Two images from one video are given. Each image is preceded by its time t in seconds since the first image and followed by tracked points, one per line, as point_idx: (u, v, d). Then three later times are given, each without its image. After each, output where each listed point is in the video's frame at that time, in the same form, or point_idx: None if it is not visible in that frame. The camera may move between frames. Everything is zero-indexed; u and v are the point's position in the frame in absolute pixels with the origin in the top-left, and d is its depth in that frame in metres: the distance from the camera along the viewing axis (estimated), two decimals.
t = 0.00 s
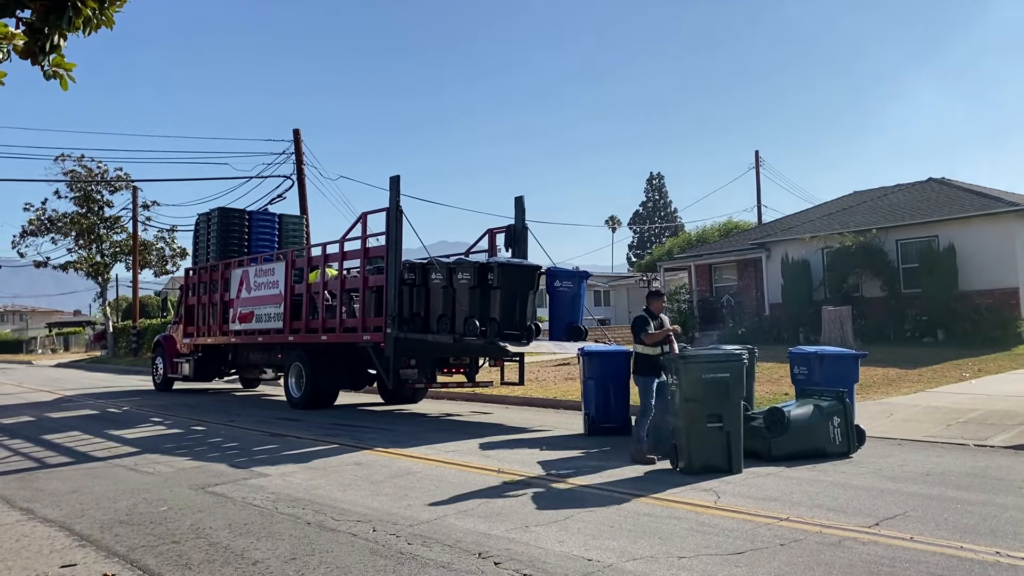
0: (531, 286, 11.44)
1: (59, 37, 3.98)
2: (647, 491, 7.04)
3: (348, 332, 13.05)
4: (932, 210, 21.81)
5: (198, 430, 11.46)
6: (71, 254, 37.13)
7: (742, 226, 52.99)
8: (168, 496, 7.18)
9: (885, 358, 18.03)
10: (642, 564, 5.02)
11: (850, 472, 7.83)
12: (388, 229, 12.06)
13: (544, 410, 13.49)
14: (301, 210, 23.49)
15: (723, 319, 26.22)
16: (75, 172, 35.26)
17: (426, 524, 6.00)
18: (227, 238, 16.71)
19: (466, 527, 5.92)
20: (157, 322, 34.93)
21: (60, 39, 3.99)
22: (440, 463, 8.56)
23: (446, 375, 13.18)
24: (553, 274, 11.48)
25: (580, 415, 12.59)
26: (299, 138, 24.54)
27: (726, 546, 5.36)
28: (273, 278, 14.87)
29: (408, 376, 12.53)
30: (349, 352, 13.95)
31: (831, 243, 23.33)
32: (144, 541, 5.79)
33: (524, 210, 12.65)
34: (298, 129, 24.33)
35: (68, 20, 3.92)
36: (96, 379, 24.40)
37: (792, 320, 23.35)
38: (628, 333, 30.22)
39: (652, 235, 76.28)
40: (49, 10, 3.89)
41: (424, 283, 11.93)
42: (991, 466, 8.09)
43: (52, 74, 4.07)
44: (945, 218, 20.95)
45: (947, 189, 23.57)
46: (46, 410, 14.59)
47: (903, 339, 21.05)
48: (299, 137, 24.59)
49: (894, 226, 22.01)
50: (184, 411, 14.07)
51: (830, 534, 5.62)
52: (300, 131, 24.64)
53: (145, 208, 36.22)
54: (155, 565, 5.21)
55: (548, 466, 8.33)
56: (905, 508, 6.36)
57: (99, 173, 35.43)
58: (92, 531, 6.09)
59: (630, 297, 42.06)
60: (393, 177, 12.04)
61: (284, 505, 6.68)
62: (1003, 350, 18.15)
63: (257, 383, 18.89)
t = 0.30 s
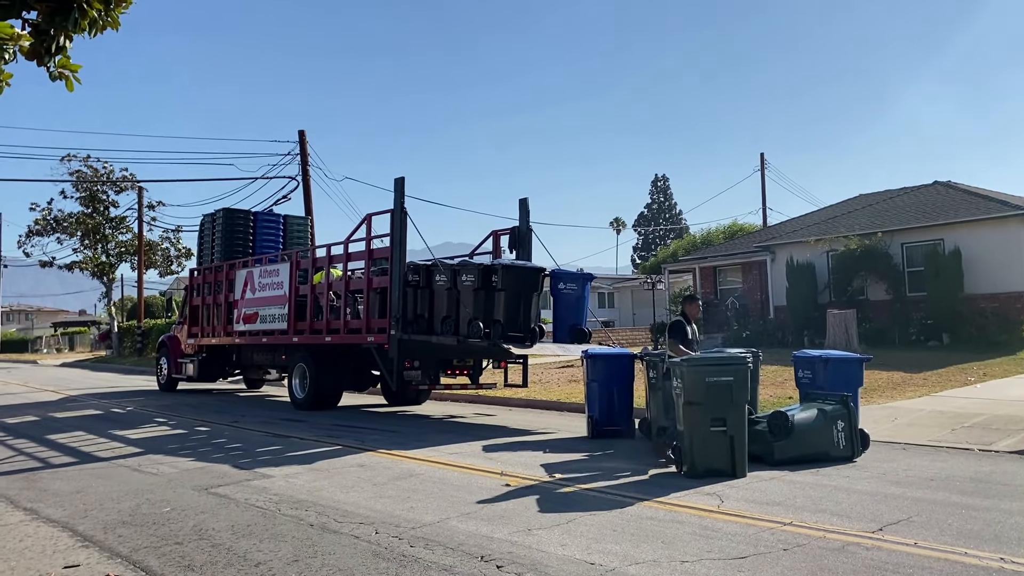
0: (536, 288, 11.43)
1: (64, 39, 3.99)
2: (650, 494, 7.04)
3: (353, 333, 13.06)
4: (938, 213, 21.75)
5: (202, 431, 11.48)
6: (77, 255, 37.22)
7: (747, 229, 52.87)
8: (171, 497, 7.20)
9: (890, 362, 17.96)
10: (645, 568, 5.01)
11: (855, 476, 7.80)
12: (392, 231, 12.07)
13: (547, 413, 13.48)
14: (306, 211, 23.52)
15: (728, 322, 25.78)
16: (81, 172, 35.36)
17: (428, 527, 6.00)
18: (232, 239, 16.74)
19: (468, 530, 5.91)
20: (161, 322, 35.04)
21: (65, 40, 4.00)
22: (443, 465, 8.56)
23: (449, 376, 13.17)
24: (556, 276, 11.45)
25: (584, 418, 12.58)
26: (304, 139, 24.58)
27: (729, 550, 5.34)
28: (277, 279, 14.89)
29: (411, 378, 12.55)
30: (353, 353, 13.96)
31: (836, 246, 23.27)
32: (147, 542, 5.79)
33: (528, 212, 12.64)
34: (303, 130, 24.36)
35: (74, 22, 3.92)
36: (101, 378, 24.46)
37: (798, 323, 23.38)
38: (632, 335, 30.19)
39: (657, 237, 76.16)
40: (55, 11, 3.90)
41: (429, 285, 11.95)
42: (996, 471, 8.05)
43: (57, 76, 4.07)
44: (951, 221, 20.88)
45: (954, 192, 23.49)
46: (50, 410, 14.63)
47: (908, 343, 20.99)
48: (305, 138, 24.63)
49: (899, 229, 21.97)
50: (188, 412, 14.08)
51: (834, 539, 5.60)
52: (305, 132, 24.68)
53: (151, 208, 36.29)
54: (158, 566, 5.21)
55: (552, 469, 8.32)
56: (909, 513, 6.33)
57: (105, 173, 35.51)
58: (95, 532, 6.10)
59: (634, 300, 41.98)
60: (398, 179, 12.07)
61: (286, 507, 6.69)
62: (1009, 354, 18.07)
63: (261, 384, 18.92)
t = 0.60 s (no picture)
0: (540, 289, 11.41)
1: (70, 37, 3.98)
2: (653, 496, 7.02)
3: (356, 332, 13.06)
4: (943, 215, 21.69)
5: (205, 430, 11.48)
6: (81, 253, 37.28)
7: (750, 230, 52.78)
8: (175, 496, 7.20)
9: (895, 365, 17.90)
10: (648, 569, 5.00)
11: (859, 479, 7.78)
12: (396, 231, 12.07)
13: (550, 413, 13.46)
14: (310, 211, 23.54)
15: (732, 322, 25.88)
16: (86, 171, 35.43)
17: (432, 527, 5.99)
18: (236, 239, 16.78)
19: (471, 531, 5.90)
20: (165, 321, 35.13)
21: (71, 39, 4.00)
22: (446, 465, 8.55)
23: (453, 376, 13.16)
24: (560, 277, 11.43)
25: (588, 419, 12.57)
26: (308, 139, 24.61)
27: (732, 552, 5.32)
28: (281, 278, 14.90)
29: (414, 378, 12.53)
30: (357, 353, 13.95)
31: (840, 249, 23.26)
32: (150, 540, 5.79)
33: (532, 213, 12.63)
34: (307, 129, 24.36)
35: (80, 21, 3.92)
36: (105, 377, 24.50)
37: (802, 325, 23.46)
38: (635, 336, 30.17)
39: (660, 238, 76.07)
40: (61, 10, 3.89)
41: (432, 285, 11.94)
42: (1001, 474, 8.02)
43: (63, 74, 4.07)
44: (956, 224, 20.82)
45: (959, 194, 23.42)
46: (54, 408, 14.65)
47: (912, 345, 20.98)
48: (309, 138, 24.66)
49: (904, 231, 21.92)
50: (191, 411, 14.09)
51: (837, 541, 5.58)
52: (309, 132, 24.72)
53: (155, 207, 36.35)
54: (161, 565, 5.21)
55: (555, 469, 8.31)
56: (913, 515, 6.30)
57: (109, 171, 35.59)
58: (98, 530, 6.10)
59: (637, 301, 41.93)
60: (402, 179, 12.07)
61: (289, 506, 6.69)
62: (1013, 357, 18.03)
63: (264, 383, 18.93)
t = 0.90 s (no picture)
0: (543, 289, 11.39)
1: (75, 35, 3.98)
2: (655, 496, 7.01)
3: (359, 332, 13.06)
4: (947, 217, 21.65)
5: (208, 428, 11.49)
6: (85, 251, 37.31)
7: (754, 231, 52.69)
8: (177, 494, 7.20)
9: (898, 366, 17.87)
10: (651, 569, 4.99)
11: (862, 480, 7.76)
12: (399, 231, 12.06)
13: (553, 413, 13.45)
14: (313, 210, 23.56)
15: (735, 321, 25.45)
16: (89, 169, 35.48)
17: (434, 526, 5.99)
18: (240, 238, 16.80)
19: (473, 530, 5.90)
20: (168, 319, 35.20)
21: (76, 36, 3.99)
22: (449, 464, 8.55)
23: (455, 376, 13.16)
24: (563, 277, 11.45)
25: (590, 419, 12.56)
26: (312, 138, 24.60)
27: (735, 553, 5.31)
28: (284, 277, 14.90)
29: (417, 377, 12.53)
30: (360, 352, 13.96)
31: (844, 249, 23.24)
32: (153, 538, 5.80)
33: (535, 213, 12.62)
34: (311, 128, 24.36)
35: (85, 19, 3.90)
36: (108, 375, 24.53)
37: (805, 326, 23.47)
38: (638, 337, 30.14)
39: (663, 238, 76.02)
40: (66, 7, 3.88)
41: (435, 285, 11.92)
42: (1005, 476, 8.00)
43: (68, 71, 4.08)
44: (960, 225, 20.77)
45: (963, 196, 23.39)
46: (58, 406, 14.67)
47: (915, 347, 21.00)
48: (313, 137, 24.65)
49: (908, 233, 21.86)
50: (194, 409, 14.10)
51: (840, 542, 5.57)
52: (313, 131, 24.72)
53: (158, 205, 36.37)
54: (164, 562, 5.21)
55: (558, 469, 8.32)
56: (916, 517, 6.29)
57: (114, 170, 35.64)
58: (101, 527, 6.10)
59: (640, 302, 41.88)
60: (405, 178, 12.06)
61: (292, 504, 6.69)
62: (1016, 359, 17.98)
63: (266, 381, 18.94)
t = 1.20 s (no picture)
0: (544, 289, 11.40)
1: (78, 32, 3.97)
2: (656, 496, 7.00)
3: (360, 330, 13.07)
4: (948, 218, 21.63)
5: (209, 426, 11.49)
6: (87, 249, 37.33)
7: (756, 232, 52.65)
8: (178, 492, 7.20)
9: (899, 367, 17.83)
10: (651, 569, 4.98)
11: (863, 481, 7.75)
12: (401, 230, 12.06)
13: (554, 412, 13.45)
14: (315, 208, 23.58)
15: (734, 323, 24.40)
16: (92, 167, 35.51)
17: (435, 525, 5.99)
18: (241, 236, 16.80)
19: (474, 529, 5.89)
20: (169, 318, 35.20)
21: (79, 34, 3.99)
22: (449, 463, 8.55)
23: (456, 375, 13.17)
24: (564, 277, 11.45)
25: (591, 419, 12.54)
26: (314, 137, 24.60)
27: (736, 553, 5.31)
28: (286, 276, 14.90)
29: (418, 376, 12.52)
30: (361, 350, 13.97)
31: (845, 250, 23.23)
32: (153, 535, 5.80)
33: (537, 212, 12.61)
34: (313, 126, 24.35)
35: (88, 16, 3.89)
36: (109, 373, 24.55)
37: (807, 327, 23.43)
38: (639, 337, 30.12)
39: (665, 238, 75.98)
40: (68, 5, 3.86)
41: (437, 284, 11.91)
42: (1005, 478, 8.00)
43: (70, 69, 4.07)
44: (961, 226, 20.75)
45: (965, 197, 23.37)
46: (59, 403, 14.68)
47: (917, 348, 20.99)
48: (315, 136, 24.66)
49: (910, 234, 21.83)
50: (194, 407, 14.10)
51: (841, 543, 5.56)
52: (315, 130, 24.73)
53: (160, 203, 36.37)
54: (164, 560, 5.22)
55: (559, 469, 8.32)
56: (917, 519, 6.28)
57: (115, 168, 35.66)
58: (101, 525, 6.11)
59: (641, 302, 41.85)
60: (407, 177, 12.05)
61: (292, 503, 6.69)
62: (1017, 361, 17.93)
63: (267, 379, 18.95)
